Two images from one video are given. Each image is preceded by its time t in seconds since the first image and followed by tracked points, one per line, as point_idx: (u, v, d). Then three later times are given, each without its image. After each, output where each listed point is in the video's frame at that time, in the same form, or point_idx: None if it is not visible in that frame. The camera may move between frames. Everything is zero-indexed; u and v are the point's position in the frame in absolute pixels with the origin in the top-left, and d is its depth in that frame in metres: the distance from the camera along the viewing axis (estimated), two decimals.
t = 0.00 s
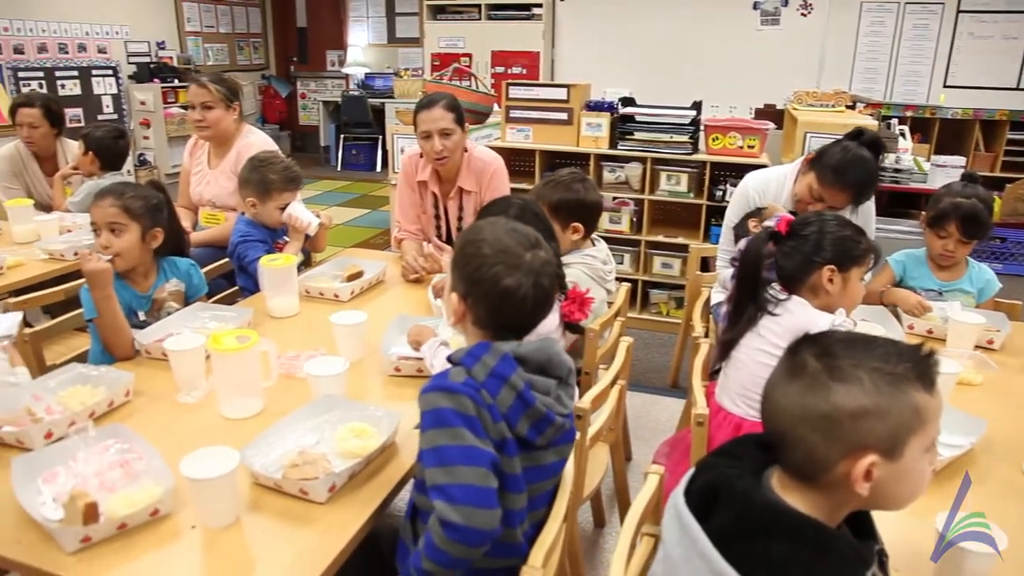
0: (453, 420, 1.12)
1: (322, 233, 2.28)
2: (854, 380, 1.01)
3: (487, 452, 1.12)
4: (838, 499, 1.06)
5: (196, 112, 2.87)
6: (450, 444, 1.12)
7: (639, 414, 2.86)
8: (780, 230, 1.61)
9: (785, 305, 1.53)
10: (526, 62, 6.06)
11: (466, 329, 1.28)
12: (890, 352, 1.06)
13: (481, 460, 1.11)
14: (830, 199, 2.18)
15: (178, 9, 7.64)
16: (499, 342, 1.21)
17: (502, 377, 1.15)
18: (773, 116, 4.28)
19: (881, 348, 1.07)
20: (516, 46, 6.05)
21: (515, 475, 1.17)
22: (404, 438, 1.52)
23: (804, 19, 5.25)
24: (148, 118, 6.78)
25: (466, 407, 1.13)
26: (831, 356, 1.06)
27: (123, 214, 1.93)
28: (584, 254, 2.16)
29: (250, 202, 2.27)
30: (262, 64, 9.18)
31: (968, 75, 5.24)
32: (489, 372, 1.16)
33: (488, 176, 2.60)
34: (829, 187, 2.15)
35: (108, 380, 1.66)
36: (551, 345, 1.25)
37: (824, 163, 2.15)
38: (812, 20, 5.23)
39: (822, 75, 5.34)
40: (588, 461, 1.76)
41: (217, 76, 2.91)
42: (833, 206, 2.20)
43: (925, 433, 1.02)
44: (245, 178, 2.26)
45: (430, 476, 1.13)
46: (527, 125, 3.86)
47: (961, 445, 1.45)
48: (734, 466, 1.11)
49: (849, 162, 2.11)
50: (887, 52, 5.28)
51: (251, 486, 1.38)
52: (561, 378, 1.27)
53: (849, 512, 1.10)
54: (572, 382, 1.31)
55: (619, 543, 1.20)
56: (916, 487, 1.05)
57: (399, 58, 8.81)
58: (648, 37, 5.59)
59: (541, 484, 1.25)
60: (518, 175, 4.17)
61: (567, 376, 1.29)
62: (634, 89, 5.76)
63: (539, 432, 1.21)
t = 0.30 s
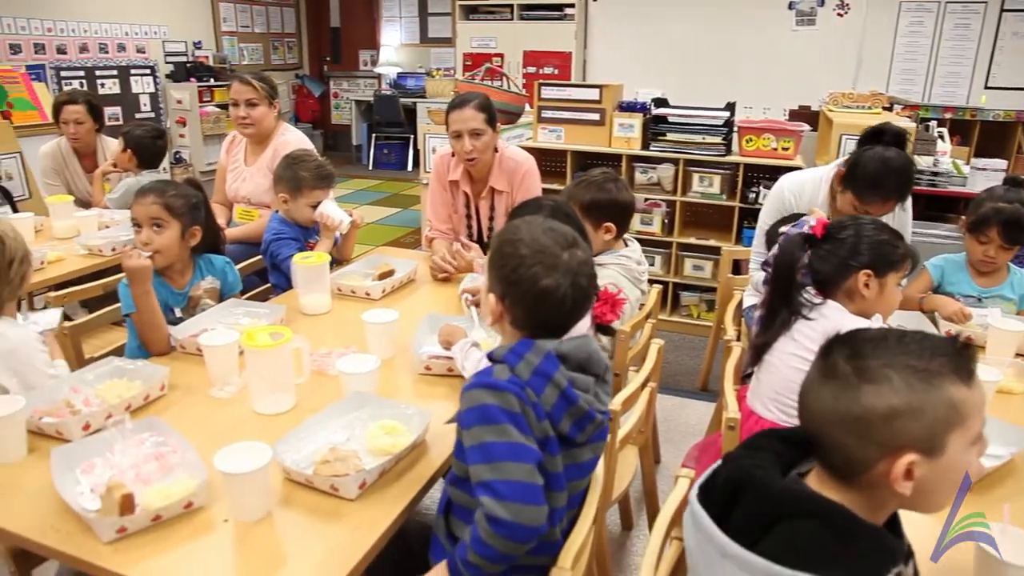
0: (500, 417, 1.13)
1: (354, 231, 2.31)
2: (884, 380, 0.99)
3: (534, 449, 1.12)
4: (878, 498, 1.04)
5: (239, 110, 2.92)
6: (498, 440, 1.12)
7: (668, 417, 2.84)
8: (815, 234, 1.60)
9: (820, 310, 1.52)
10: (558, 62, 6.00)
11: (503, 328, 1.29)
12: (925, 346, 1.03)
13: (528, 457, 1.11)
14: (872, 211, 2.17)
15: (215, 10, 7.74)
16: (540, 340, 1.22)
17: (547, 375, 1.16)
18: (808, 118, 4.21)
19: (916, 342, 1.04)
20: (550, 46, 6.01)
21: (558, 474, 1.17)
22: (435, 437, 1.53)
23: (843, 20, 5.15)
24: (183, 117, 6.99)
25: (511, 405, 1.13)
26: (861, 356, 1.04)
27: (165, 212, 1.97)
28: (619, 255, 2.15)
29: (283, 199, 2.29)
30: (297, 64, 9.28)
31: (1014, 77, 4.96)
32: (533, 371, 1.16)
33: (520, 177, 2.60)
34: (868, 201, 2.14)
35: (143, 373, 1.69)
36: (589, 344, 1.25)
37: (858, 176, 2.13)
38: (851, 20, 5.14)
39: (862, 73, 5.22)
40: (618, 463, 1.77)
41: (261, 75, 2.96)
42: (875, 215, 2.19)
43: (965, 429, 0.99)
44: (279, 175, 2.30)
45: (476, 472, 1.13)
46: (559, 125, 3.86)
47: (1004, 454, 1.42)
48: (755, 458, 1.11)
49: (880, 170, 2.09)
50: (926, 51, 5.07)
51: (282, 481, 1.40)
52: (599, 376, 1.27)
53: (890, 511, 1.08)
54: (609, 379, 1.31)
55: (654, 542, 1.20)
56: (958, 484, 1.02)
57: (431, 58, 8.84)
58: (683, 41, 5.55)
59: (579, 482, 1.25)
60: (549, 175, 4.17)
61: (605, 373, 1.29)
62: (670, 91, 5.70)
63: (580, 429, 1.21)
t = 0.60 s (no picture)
0: (531, 418, 1.12)
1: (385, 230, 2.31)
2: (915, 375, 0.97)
3: (565, 451, 1.12)
4: (904, 494, 1.03)
5: (274, 109, 2.97)
6: (529, 441, 1.12)
7: (698, 420, 2.82)
8: (854, 238, 1.61)
9: (858, 317, 1.53)
10: (590, 62, 5.99)
11: (531, 332, 1.28)
12: (963, 345, 1.01)
13: (559, 457, 1.11)
14: (893, 213, 2.14)
15: (251, 10, 7.85)
16: (572, 342, 1.21)
17: (578, 377, 1.15)
18: (844, 119, 4.15)
19: (953, 339, 1.01)
20: (583, 47, 6.01)
21: (588, 476, 1.17)
22: (465, 437, 1.53)
23: (880, 20, 4.99)
24: (218, 115, 7.15)
25: (542, 406, 1.13)
26: (893, 351, 1.02)
27: (203, 210, 2.01)
28: (652, 256, 2.14)
29: (316, 195, 2.33)
30: (330, 64, 9.39)
31: None
32: (565, 372, 1.16)
33: (552, 177, 2.59)
34: (891, 202, 2.11)
35: (178, 368, 1.72)
36: (620, 346, 1.25)
37: (891, 176, 2.11)
38: (889, 21, 4.97)
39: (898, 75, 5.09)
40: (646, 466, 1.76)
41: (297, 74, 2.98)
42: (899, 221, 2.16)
43: (998, 429, 0.97)
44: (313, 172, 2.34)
45: (507, 472, 1.13)
46: (591, 125, 3.85)
47: None
48: (783, 461, 1.10)
49: (915, 176, 2.05)
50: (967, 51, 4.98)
51: (313, 477, 1.41)
52: (630, 377, 1.27)
53: (915, 505, 1.06)
54: (641, 382, 1.31)
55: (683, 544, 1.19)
56: (989, 485, 1.00)
57: (463, 58, 8.87)
58: (715, 36, 5.44)
59: (608, 484, 1.25)
60: (580, 176, 4.17)
61: (636, 374, 1.29)
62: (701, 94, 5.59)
63: (611, 431, 1.21)
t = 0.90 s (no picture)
0: (551, 427, 1.12)
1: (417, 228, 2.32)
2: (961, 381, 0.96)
3: (586, 459, 1.11)
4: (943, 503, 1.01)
5: (304, 108, 2.99)
6: (549, 449, 1.11)
7: (727, 424, 2.79)
8: (894, 243, 1.59)
9: (900, 324, 1.52)
10: (621, 63, 5.95)
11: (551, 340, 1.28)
12: (1012, 354, 0.99)
13: (580, 466, 1.10)
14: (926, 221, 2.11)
15: (285, 10, 7.93)
16: (592, 348, 1.21)
17: (598, 384, 1.15)
18: (881, 121, 4.08)
19: (1003, 347, 0.99)
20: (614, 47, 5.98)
21: (610, 484, 1.16)
22: (494, 437, 1.53)
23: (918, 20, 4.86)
24: (252, 113, 7.22)
25: (562, 414, 1.12)
26: (939, 355, 1.01)
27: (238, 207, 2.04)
28: (686, 257, 2.12)
29: (349, 194, 2.35)
30: (361, 63, 9.45)
31: None
32: (583, 380, 1.15)
33: (583, 177, 2.58)
34: (925, 211, 2.08)
35: (212, 363, 1.74)
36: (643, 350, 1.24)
37: (923, 185, 2.07)
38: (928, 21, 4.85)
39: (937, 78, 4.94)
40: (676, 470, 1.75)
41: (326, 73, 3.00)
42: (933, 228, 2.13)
43: None
44: (345, 171, 2.36)
45: (528, 483, 1.13)
46: (623, 126, 3.84)
47: None
48: (819, 469, 1.09)
49: (948, 185, 2.01)
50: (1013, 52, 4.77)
51: (343, 473, 1.43)
52: (653, 382, 1.26)
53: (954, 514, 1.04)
54: (664, 387, 1.30)
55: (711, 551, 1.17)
56: None
57: (493, 58, 8.87)
58: (749, 36, 5.37)
59: (632, 489, 1.24)
60: (611, 176, 4.15)
61: (659, 379, 1.28)
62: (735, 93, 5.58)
63: (633, 437, 1.20)
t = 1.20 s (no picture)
0: (580, 440, 1.10)
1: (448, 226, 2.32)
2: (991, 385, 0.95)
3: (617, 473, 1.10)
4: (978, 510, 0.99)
5: (335, 108, 3.02)
6: (579, 463, 1.10)
7: (757, 429, 2.76)
8: (928, 253, 1.55)
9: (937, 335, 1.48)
10: (653, 63, 5.95)
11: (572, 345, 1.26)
12: None
13: (611, 480, 1.09)
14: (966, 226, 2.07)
15: (318, 10, 8.02)
16: (618, 355, 1.19)
17: (626, 394, 1.14)
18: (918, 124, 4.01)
19: None
20: (647, 48, 5.95)
21: (639, 496, 1.15)
22: (523, 437, 1.53)
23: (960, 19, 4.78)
24: (285, 113, 7.32)
25: (591, 426, 1.11)
26: (968, 359, 1.00)
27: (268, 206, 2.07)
28: (718, 260, 2.10)
29: (381, 193, 2.36)
30: (393, 62, 9.52)
31: None
32: (611, 390, 1.14)
33: (615, 178, 2.57)
34: (965, 216, 2.04)
35: (244, 359, 1.76)
36: (670, 358, 1.23)
37: (964, 189, 2.03)
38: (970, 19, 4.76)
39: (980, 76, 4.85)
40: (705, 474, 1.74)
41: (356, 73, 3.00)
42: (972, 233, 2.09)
43: None
44: (378, 171, 2.38)
45: (557, 497, 1.11)
46: (655, 127, 3.82)
47: None
48: (853, 474, 1.08)
49: (990, 189, 1.97)
50: None
51: (373, 471, 1.43)
52: (681, 390, 1.25)
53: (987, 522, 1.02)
54: (693, 393, 1.29)
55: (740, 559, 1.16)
56: None
57: (525, 58, 8.88)
58: (784, 36, 5.30)
59: (658, 498, 1.23)
60: (642, 178, 4.14)
61: (687, 386, 1.27)
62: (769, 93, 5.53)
63: (661, 447, 1.19)
